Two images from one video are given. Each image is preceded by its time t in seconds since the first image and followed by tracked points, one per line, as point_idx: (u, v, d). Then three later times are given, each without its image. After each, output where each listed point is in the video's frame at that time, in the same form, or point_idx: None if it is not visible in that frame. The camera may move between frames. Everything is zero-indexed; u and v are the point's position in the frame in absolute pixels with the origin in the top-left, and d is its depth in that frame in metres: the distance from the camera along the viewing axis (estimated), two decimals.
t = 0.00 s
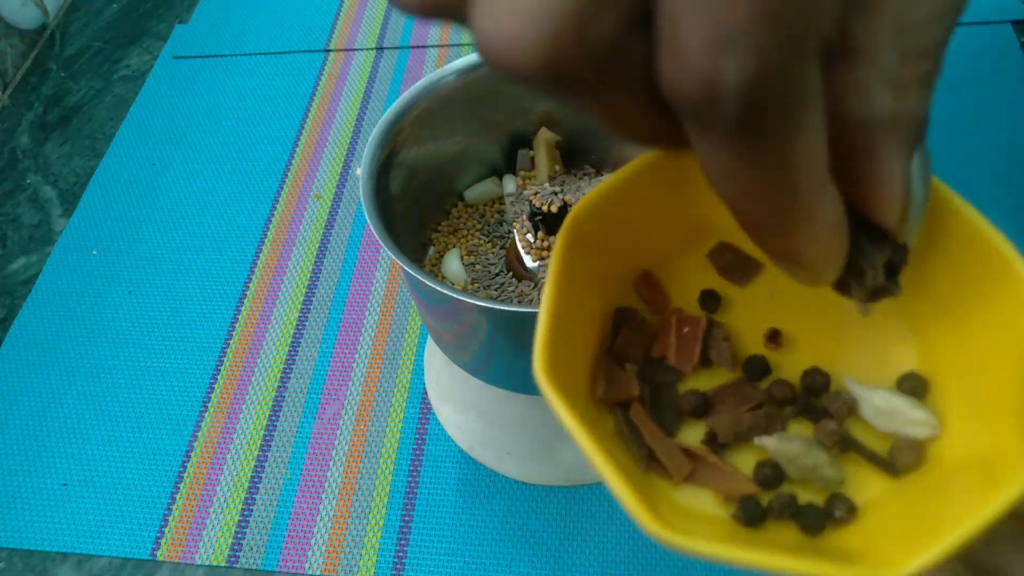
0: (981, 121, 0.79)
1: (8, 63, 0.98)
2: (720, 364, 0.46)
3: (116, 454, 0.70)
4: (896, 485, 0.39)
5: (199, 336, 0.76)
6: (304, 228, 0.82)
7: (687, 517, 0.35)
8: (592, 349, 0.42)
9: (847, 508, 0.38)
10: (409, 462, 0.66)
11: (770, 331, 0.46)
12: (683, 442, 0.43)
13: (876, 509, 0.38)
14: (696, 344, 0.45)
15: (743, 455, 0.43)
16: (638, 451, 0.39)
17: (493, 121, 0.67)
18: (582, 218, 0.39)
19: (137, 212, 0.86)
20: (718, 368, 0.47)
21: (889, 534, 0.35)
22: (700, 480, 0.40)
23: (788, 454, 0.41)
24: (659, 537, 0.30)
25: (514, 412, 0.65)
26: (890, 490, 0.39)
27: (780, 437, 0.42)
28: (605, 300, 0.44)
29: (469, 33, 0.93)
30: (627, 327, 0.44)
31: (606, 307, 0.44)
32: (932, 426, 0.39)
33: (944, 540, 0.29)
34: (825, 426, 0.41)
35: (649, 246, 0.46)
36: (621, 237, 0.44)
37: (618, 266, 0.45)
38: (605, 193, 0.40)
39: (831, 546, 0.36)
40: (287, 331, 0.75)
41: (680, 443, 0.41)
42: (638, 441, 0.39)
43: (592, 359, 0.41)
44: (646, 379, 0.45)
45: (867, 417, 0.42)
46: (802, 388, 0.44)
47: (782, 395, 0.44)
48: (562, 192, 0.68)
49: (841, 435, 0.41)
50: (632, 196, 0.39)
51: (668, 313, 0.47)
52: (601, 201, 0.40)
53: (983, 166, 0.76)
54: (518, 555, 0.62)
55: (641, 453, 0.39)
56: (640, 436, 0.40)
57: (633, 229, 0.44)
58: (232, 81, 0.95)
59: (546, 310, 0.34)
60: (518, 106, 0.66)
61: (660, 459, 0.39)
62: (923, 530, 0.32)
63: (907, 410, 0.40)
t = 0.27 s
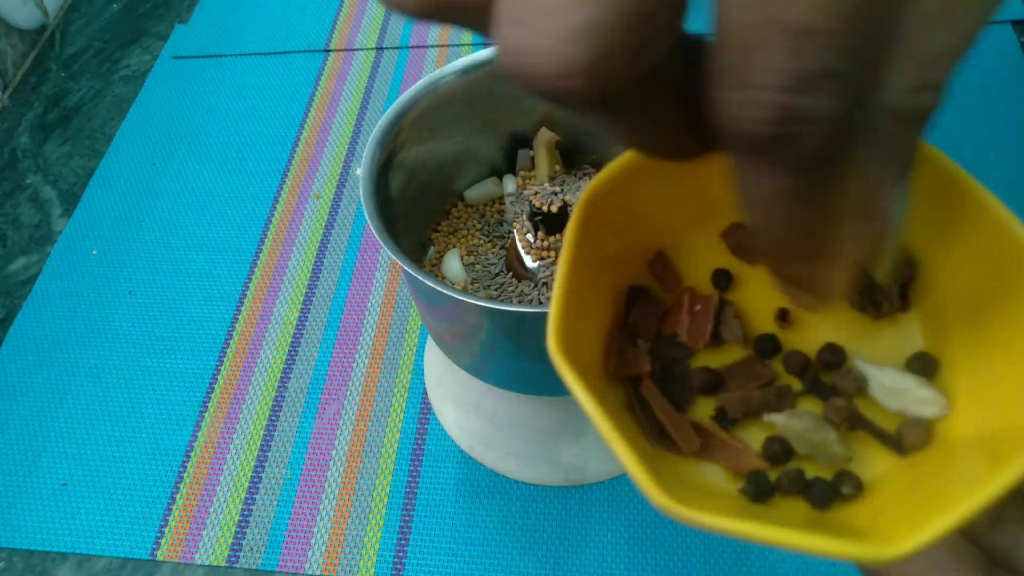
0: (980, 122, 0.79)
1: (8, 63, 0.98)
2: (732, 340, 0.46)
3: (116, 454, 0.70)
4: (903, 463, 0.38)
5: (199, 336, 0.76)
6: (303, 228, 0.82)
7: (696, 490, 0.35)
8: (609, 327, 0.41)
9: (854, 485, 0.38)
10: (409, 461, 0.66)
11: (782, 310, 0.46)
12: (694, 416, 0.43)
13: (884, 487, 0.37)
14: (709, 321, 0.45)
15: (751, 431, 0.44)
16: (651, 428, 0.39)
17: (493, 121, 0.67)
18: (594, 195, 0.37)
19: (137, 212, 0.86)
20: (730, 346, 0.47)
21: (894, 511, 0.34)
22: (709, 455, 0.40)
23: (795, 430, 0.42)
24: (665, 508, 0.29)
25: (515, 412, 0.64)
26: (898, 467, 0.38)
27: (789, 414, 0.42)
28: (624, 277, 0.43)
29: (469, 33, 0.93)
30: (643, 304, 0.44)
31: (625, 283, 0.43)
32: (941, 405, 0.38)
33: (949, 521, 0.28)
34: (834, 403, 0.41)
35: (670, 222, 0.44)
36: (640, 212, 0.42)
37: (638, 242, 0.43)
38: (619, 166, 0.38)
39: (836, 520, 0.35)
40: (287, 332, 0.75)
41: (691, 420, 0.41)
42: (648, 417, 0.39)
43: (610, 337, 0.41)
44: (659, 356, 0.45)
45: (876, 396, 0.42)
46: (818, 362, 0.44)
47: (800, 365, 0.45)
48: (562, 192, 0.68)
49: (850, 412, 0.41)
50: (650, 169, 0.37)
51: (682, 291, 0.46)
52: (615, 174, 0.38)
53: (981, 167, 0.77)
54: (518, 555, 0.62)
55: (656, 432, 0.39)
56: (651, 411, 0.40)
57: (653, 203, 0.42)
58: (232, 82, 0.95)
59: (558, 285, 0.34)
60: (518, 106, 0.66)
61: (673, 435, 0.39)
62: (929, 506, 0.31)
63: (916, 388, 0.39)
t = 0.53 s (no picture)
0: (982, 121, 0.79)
1: (8, 63, 0.98)
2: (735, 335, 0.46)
3: (116, 454, 0.70)
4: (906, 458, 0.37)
5: (199, 336, 0.76)
6: (304, 228, 0.82)
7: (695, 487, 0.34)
8: (608, 320, 0.41)
9: (856, 481, 0.37)
10: (408, 462, 0.66)
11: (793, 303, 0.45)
12: (695, 411, 0.43)
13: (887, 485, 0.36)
14: (709, 315, 0.45)
15: (753, 426, 0.43)
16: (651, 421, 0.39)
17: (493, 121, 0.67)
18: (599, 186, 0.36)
19: (137, 212, 0.86)
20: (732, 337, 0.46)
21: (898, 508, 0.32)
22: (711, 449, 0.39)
23: (796, 427, 0.41)
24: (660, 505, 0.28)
25: (512, 412, 0.63)
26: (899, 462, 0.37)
27: (790, 409, 0.42)
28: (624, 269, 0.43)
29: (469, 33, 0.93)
30: (642, 297, 0.44)
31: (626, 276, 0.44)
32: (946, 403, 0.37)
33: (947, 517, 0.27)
34: (836, 400, 0.40)
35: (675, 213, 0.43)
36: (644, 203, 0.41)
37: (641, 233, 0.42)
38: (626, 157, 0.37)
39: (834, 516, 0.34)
40: (287, 331, 0.75)
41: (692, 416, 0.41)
42: (648, 410, 0.39)
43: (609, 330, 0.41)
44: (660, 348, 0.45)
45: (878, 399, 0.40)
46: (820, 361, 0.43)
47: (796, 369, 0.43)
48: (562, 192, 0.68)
49: (852, 409, 0.40)
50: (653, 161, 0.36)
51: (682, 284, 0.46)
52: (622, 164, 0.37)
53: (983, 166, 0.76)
54: (517, 556, 0.62)
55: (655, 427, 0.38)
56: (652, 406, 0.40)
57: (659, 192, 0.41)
58: (232, 81, 0.95)
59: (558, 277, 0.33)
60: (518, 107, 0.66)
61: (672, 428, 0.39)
62: (930, 502, 0.30)
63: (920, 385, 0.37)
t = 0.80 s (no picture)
0: (980, 121, 0.79)
1: (8, 63, 0.98)
2: (753, 341, 0.45)
3: (116, 454, 0.70)
4: (930, 468, 0.38)
5: (199, 336, 0.76)
6: (303, 228, 0.82)
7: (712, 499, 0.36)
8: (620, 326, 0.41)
9: (879, 493, 0.37)
10: (409, 461, 0.66)
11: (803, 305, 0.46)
12: (711, 420, 0.43)
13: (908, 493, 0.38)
14: (725, 320, 0.44)
15: (773, 436, 0.42)
16: (665, 429, 0.38)
17: (493, 121, 0.67)
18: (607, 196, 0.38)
19: (137, 212, 0.86)
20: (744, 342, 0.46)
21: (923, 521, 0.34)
22: (726, 459, 0.39)
23: (818, 437, 0.40)
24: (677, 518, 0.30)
25: (513, 413, 0.65)
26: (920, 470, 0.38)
27: (812, 417, 0.41)
28: (631, 275, 0.44)
29: (469, 33, 0.93)
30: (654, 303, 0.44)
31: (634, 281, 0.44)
32: (969, 411, 0.39)
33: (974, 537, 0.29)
34: (859, 408, 0.41)
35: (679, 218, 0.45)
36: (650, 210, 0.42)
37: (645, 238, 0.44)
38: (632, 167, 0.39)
39: (856, 531, 0.35)
40: (287, 332, 0.75)
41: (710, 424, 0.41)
42: (664, 419, 0.39)
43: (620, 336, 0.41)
44: (675, 355, 0.45)
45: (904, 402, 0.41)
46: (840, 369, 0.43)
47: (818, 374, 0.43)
48: (562, 192, 0.69)
49: (877, 416, 0.40)
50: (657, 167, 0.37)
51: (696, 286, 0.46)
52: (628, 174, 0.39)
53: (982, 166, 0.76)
54: (517, 556, 0.62)
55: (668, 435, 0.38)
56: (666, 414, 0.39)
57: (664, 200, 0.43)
58: (232, 81, 0.95)
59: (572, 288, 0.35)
60: (518, 106, 0.66)
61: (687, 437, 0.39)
62: (962, 530, 0.30)
63: (945, 394, 0.39)
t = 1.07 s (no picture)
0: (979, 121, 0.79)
1: (8, 63, 0.98)
2: (763, 333, 0.41)
3: (116, 454, 0.70)
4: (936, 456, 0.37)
5: (200, 336, 0.76)
6: (303, 228, 0.82)
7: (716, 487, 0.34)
8: (629, 312, 0.39)
9: (892, 486, 0.34)
10: (408, 462, 0.66)
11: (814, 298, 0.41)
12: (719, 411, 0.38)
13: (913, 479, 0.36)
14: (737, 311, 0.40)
15: (783, 428, 0.38)
16: (674, 422, 0.36)
17: (493, 120, 0.67)
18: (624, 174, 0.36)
19: (137, 212, 0.86)
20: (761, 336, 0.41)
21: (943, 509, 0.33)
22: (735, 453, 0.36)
23: (832, 429, 0.36)
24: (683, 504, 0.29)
25: (514, 414, 0.66)
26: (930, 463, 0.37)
27: (824, 408, 0.37)
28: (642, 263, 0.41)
29: (469, 33, 0.93)
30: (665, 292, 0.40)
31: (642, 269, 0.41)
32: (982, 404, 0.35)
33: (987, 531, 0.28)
34: (872, 399, 0.37)
35: (692, 204, 0.42)
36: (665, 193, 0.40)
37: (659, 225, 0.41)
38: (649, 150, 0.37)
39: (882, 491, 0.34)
40: (287, 332, 0.75)
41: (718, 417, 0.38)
42: (674, 411, 0.36)
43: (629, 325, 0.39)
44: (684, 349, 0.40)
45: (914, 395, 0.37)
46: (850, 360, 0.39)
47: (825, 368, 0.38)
48: (562, 192, 0.68)
49: (890, 409, 0.36)
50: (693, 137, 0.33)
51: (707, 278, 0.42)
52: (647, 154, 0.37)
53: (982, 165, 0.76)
54: (517, 555, 0.62)
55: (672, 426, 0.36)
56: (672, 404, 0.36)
57: (680, 182, 0.40)
58: (232, 81, 0.95)
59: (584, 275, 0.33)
60: (518, 106, 0.66)
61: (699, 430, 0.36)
62: (964, 521, 0.30)
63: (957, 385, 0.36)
